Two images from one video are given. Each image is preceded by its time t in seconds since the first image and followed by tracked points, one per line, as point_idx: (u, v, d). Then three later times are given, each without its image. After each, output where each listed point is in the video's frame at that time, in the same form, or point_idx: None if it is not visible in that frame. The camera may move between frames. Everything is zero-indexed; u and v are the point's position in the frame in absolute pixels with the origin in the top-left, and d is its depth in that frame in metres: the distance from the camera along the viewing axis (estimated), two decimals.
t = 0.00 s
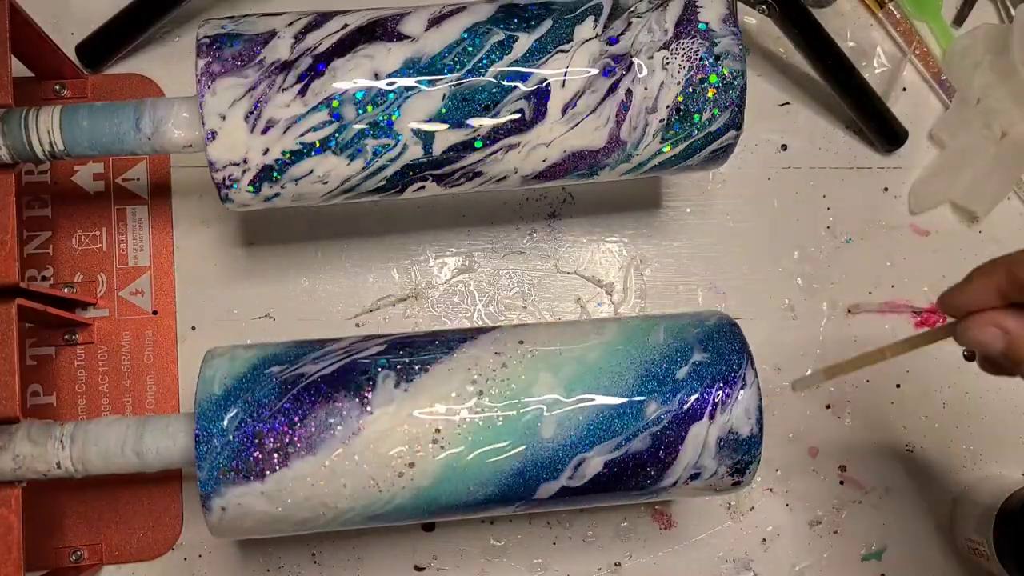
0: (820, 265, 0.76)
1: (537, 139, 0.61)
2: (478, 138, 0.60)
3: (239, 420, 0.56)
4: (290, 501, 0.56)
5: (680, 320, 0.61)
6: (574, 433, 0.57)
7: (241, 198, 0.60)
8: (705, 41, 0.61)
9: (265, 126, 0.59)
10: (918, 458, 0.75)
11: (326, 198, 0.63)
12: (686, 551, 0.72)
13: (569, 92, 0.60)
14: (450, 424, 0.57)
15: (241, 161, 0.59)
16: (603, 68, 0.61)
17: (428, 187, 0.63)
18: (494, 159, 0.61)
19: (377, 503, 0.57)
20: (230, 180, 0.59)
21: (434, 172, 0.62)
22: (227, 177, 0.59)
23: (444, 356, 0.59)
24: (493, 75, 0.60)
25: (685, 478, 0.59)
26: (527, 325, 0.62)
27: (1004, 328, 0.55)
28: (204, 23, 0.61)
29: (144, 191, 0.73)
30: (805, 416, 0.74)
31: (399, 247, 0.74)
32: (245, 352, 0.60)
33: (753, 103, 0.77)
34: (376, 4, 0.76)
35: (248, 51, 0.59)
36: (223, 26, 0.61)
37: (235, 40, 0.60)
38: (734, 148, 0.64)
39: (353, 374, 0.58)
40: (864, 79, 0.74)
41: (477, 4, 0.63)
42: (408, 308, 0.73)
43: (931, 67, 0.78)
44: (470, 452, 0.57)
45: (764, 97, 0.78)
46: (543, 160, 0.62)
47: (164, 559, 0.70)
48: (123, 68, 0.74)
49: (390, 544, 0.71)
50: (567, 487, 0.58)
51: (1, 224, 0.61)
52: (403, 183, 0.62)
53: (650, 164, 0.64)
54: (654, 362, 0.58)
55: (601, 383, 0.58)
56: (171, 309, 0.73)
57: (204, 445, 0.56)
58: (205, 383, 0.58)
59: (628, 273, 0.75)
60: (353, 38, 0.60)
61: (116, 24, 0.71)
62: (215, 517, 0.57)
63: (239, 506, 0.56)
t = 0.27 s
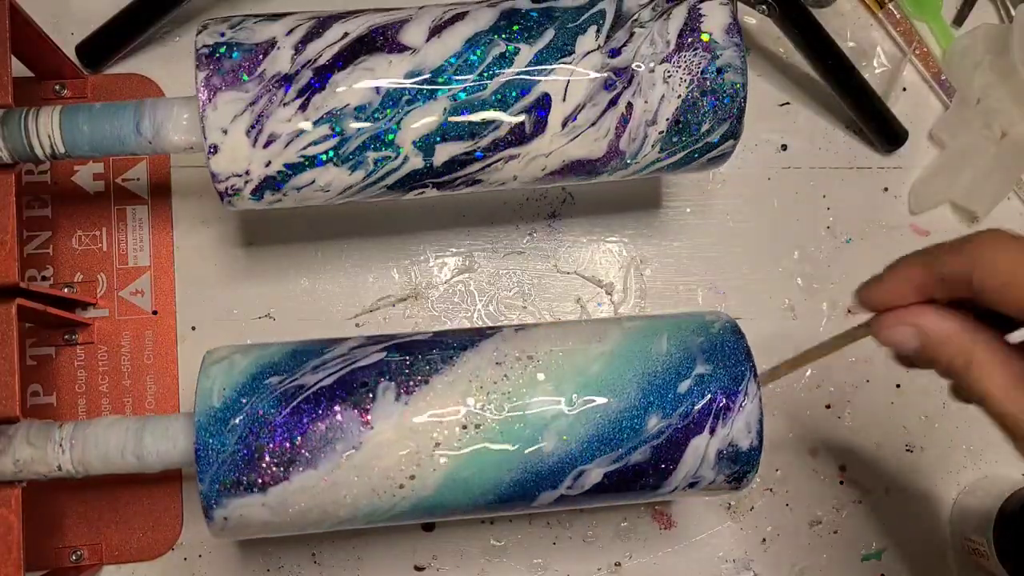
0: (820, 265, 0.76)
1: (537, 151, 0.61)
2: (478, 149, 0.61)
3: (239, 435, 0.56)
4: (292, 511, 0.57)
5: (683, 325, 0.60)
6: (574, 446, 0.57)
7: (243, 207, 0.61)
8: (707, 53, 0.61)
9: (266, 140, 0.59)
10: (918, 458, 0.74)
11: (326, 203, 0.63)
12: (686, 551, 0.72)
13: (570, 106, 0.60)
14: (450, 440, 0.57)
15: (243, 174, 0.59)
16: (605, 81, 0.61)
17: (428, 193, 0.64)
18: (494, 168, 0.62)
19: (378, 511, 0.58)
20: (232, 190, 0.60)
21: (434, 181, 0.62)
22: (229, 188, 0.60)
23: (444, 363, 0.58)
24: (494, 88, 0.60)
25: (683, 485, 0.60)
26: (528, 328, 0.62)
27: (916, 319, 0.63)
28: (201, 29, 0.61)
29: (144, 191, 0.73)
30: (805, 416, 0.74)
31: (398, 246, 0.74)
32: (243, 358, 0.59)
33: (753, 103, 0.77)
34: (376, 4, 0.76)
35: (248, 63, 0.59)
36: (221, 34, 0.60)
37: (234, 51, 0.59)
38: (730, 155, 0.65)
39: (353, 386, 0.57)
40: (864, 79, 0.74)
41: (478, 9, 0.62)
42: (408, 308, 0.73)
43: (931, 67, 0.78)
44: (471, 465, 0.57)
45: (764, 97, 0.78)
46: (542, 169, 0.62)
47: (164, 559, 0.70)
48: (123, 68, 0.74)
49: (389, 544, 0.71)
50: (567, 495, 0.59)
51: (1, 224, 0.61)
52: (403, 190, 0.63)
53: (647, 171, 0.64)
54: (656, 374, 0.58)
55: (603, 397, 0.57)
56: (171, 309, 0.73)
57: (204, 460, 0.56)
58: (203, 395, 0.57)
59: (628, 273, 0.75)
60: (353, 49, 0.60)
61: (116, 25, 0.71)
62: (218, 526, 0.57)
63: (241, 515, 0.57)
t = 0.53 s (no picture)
0: (820, 265, 0.76)
1: (537, 161, 0.62)
2: (478, 160, 0.61)
3: (239, 449, 0.56)
4: (293, 518, 0.58)
5: (685, 334, 0.60)
6: (574, 458, 0.57)
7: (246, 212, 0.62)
8: (708, 66, 0.61)
9: (268, 153, 0.59)
10: (918, 458, 0.75)
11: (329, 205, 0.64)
12: (686, 551, 0.72)
13: (570, 119, 0.61)
14: (451, 454, 0.57)
15: (246, 184, 0.60)
16: (605, 95, 0.61)
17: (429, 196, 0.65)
18: (494, 176, 0.62)
19: (380, 517, 0.59)
20: (235, 198, 0.60)
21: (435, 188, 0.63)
22: (233, 198, 0.60)
23: (446, 371, 0.58)
24: (495, 102, 0.60)
25: (681, 492, 0.61)
26: (530, 333, 0.61)
27: (993, 308, 0.54)
28: (200, 37, 0.60)
29: (143, 191, 0.73)
30: (806, 416, 0.74)
31: (398, 246, 0.74)
32: (242, 366, 0.59)
33: (753, 102, 0.77)
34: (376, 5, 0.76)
35: (248, 77, 0.59)
36: (220, 43, 0.60)
37: (234, 63, 0.59)
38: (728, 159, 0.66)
39: (353, 399, 0.57)
40: (864, 79, 0.74)
41: (479, 14, 0.62)
42: (408, 308, 0.73)
43: (931, 67, 0.78)
44: (471, 477, 0.57)
45: (764, 97, 0.78)
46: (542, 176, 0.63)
47: (164, 559, 0.70)
48: (123, 68, 0.74)
49: (389, 545, 0.71)
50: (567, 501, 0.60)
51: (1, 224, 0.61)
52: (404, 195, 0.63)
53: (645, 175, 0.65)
54: (657, 387, 0.58)
55: (603, 413, 0.57)
56: (171, 309, 0.73)
57: (204, 473, 0.56)
58: (202, 409, 0.57)
59: (628, 273, 0.75)
60: (353, 61, 0.60)
61: (116, 24, 0.71)
62: (221, 532, 0.58)
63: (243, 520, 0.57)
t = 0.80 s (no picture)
0: (820, 265, 0.76)
1: (536, 171, 0.63)
2: (478, 171, 0.62)
3: (240, 463, 0.56)
4: (295, 525, 0.58)
5: (689, 343, 0.59)
6: (574, 470, 0.58)
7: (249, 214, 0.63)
8: (710, 81, 0.61)
9: (270, 167, 0.59)
10: (919, 458, 0.74)
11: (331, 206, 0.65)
12: (686, 551, 0.72)
13: (570, 133, 0.61)
14: (451, 467, 0.57)
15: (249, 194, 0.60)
16: (605, 109, 0.61)
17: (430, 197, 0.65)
18: (493, 183, 0.63)
19: (381, 523, 0.59)
20: (238, 206, 0.61)
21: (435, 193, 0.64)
22: (235, 205, 0.61)
23: (446, 382, 0.58)
24: (496, 117, 0.60)
25: (679, 497, 0.61)
26: (533, 340, 0.60)
27: (913, 308, 0.54)
28: (198, 48, 0.59)
29: (143, 191, 0.73)
30: (806, 416, 0.74)
31: (398, 246, 0.74)
32: (240, 376, 0.58)
33: (753, 102, 0.77)
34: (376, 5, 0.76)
35: (249, 92, 0.59)
36: (220, 55, 0.59)
37: (234, 77, 0.59)
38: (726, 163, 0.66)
39: (353, 414, 0.57)
40: (864, 79, 0.74)
41: (480, 24, 0.61)
42: (408, 308, 0.73)
43: (931, 67, 0.78)
44: (472, 488, 0.57)
45: (764, 97, 0.78)
46: (541, 181, 0.64)
47: (164, 559, 0.70)
48: (123, 68, 0.74)
49: (389, 545, 0.71)
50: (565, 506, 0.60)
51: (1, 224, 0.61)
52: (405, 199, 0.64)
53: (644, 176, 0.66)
54: (659, 402, 0.58)
55: (604, 427, 0.57)
56: (171, 309, 0.73)
57: (206, 486, 0.56)
58: (201, 423, 0.56)
59: (628, 273, 0.75)
60: (354, 74, 0.59)
61: (116, 25, 0.71)
62: (224, 538, 0.58)
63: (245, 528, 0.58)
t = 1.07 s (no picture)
0: (820, 265, 0.76)
1: (535, 179, 0.64)
2: (478, 180, 0.63)
3: (241, 476, 0.56)
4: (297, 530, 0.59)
5: (693, 355, 0.59)
6: (574, 481, 0.58)
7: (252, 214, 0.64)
8: (710, 96, 0.61)
9: (272, 179, 0.60)
10: (918, 458, 0.75)
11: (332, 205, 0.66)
12: (686, 551, 0.72)
13: (570, 146, 0.61)
14: (452, 480, 0.57)
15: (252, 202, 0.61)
16: (605, 124, 0.61)
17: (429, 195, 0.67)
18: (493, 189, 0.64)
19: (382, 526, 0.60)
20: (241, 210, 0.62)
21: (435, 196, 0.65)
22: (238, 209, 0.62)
23: (447, 392, 0.57)
24: (498, 131, 0.60)
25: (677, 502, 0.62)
26: (534, 349, 0.59)
27: (930, 325, 0.59)
28: (197, 60, 0.59)
29: (143, 191, 0.73)
30: (806, 416, 0.74)
31: (398, 247, 0.74)
32: (239, 387, 0.57)
33: (753, 103, 0.77)
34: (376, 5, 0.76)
35: (250, 107, 0.58)
36: (220, 68, 0.59)
37: (235, 91, 0.58)
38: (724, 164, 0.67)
39: (354, 428, 0.56)
40: (864, 79, 0.74)
41: (482, 34, 0.61)
42: (408, 308, 0.73)
43: (931, 67, 0.78)
44: (472, 497, 0.58)
45: (764, 97, 0.78)
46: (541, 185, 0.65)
47: (164, 559, 0.70)
48: (123, 68, 0.74)
49: (389, 545, 0.71)
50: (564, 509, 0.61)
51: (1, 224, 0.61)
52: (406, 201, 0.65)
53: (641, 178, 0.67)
54: (661, 416, 0.58)
55: (604, 440, 0.57)
56: (171, 309, 0.72)
57: (208, 498, 0.56)
58: (201, 437, 0.56)
59: (628, 273, 0.75)
60: (356, 88, 0.59)
61: (116, 25, 0.71)
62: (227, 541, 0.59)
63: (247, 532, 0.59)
